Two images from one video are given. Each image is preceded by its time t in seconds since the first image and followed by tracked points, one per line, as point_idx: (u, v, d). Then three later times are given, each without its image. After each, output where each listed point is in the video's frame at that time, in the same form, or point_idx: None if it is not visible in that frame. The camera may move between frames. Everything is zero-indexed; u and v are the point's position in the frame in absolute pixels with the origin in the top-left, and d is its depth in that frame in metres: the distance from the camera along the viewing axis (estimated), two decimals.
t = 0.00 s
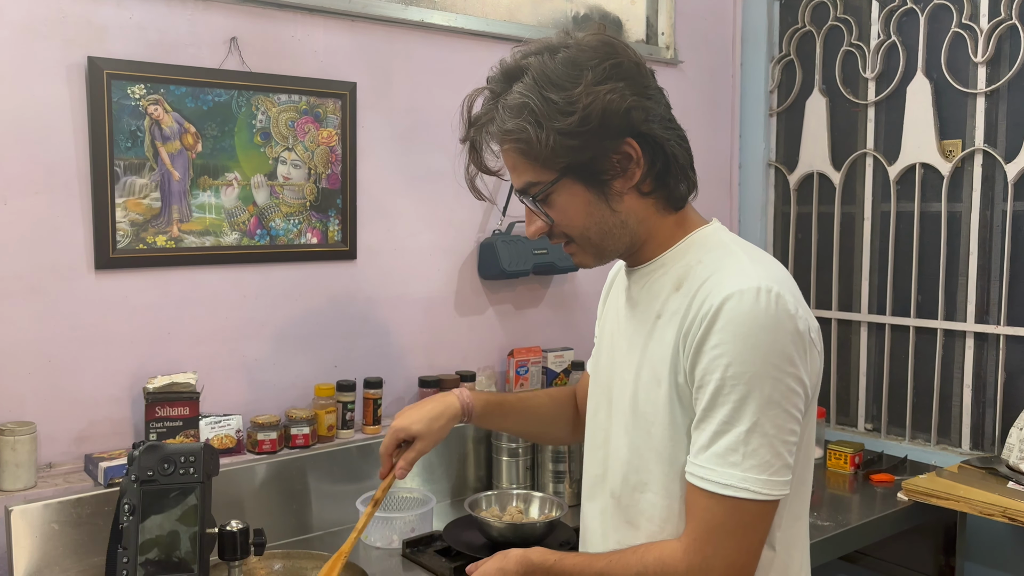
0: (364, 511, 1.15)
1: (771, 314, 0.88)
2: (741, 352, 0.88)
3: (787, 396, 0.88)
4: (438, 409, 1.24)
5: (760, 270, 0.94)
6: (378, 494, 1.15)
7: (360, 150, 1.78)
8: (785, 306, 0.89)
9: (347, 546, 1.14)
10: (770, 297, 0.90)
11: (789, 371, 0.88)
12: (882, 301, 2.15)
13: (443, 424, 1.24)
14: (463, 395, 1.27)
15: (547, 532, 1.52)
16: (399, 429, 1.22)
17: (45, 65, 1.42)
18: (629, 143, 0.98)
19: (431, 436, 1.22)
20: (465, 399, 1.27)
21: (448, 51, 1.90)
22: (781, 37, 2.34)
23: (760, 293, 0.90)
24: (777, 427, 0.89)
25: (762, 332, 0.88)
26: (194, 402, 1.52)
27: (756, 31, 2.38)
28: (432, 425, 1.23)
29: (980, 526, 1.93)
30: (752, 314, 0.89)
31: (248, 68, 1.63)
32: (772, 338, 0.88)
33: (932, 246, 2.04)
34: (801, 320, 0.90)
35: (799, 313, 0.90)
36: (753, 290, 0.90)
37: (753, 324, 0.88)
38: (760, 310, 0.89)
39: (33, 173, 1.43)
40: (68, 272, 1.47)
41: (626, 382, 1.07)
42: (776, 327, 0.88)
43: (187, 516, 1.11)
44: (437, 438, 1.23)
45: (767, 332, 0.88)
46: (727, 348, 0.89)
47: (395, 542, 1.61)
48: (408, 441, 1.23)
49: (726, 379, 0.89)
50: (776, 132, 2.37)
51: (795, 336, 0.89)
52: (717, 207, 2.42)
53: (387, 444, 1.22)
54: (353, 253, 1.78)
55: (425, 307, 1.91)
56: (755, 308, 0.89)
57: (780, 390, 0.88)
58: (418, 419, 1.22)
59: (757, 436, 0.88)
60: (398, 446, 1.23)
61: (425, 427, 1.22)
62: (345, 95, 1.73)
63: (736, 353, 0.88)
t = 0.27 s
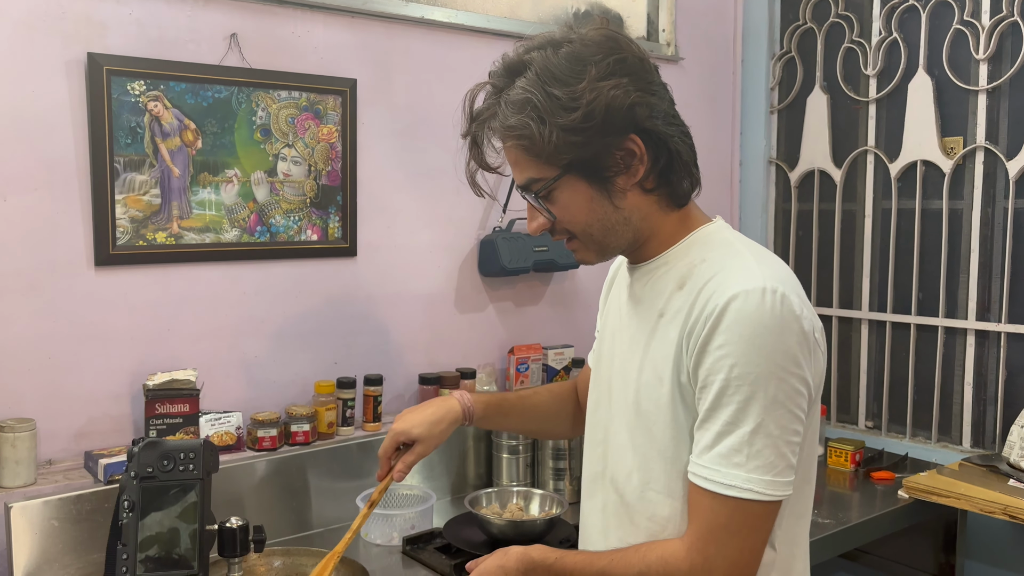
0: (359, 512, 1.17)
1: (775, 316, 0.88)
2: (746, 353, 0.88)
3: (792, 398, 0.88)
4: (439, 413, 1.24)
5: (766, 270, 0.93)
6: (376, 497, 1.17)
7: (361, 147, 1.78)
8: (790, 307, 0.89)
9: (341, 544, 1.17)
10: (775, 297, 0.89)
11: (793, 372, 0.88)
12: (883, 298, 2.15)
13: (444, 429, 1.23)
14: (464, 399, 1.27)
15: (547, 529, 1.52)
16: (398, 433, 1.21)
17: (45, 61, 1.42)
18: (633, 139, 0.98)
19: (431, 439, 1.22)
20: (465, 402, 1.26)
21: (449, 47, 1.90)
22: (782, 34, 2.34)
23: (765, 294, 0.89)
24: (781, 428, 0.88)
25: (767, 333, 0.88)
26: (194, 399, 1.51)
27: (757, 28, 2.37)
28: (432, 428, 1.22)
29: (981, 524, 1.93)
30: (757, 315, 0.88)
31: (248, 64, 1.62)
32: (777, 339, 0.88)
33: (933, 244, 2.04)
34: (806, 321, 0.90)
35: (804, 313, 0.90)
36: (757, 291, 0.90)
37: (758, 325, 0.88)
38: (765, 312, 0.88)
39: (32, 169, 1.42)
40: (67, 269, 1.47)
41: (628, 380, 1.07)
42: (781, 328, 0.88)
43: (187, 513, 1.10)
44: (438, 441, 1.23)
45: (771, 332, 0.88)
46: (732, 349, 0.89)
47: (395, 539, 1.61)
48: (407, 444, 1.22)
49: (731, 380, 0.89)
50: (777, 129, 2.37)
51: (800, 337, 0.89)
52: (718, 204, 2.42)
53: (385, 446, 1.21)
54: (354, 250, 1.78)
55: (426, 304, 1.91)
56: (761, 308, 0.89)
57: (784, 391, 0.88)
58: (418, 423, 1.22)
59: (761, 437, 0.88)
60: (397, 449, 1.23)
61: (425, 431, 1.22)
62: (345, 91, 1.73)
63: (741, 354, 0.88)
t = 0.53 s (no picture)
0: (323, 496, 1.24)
1: (777, 315, 0.88)
2: (747, 353, 0.87)
3: (793, 398, 0.88)
4: (425, 408, 1.27)
5: (769, 269, 0.93)
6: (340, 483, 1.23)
7: (362, 144, 1.78)
8: (792, 307, 0.89)
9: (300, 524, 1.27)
10: (778, 297, 0.89)
11: (794, 372, 0.88)
12: (885, 296, 2.14)
13: (427, 424, 1.26)
14: (453, 399, 1.28)
15: (548, 527, 1.52)
16: (380, 422, 1.25)
17: (45, 57, 1.42)
18: (637, 136, 0.98)
19: (410, 432, 1.25)
20: (453, 403, 1.28)
21: (450, 44, 1.90)
22: (785, 30, 2.33)
23: (767, 293, 0.89)
24: (783, 428, 0.88)
25: (768, 332, 0.87)
26: (195, 396, 1.52)
27: (759, 25, 2.37)
28: (414, 422, 1.25)
29: (982, 521, 1.92)
30: (759, 314, 0.88)
31: (249, 60, 1.62)
32: (778, 339, 0.87)
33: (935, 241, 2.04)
34: (808, 320, 0.90)
35: (807, 313, 0.90)
36: (760, 290, 0.89)
37: (760, 325, 0.87)
38: (766, 311, 0.88)
39: (33, 165, 1.42)
40: (68, 265, 1.47)
41: (631, 378, 1.07)
42: (783, 328, 0.87)
43: (188, 509, 1.10)
44: (419, 435, 1.25)
45: (773, 332, 0.87)
46: (733, 349, 0.88)
47: (396, 536, 1.61)
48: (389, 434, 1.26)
49: (731, 380, 0.88)
50: (779, 126, 2.37)
51: (801, 337, 0.88)
52: (719, 201, 2.42)
53: (365, 433, 1.26)
54: (355, 247, 1.78)
55: (427, 301, 1.90)
56: (762, 308, 0.88)
57: (785, 391, 0.88)
58: (401, 415, 1.25)
59: (761, 438, 0.87)
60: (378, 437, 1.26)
61: (408, 423, 1.25)
62: (346, 88, 1.72)
63: (742, 354, 0.88)
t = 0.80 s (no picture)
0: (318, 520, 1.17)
1: (784, 314, 0.87)
2: (753, 352, 0.87)
3: (799, 397, 0.88)
4: (409, 423, 1.25)
5: (776, 267, 0.93)
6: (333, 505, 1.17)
7: (363, 140, 1.77)
8: (799, 306, 0.88)
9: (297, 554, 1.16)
10: (785, 296, 0.89)
11: (801, 371, 0.87)
12: (887, 293, 2.14)
13: (412, 439, 1.24)
14: (434, 411, 1.28)
15: (549, 524, 1.52)
16: (368, 440, 1.22)
17: (45, 53, 1.41)
18: (642, 129, 0.97)
19: (399, 448, 1.22)
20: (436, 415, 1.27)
21: (451, 40, 1.89)
22: (787, 27, 2.32)
23: (775, 292, 0.89)
24: (787, 428, 0.88)
25: (775, 331, 0.87)
26: (195, 393, 1.52)
27: (761, 22, 2.36)
28: (401, 438, 1.23)
29: (984, 519, 1.92)
30: (766, 313, 0.88)
31: (250, 56, 1.62)
32: (785, 338, 0.87)
33: (937, 238, 2.03)
34: (814, 319, 0.89)
35: (814, 312, 0.89)
36: (767, 288, 0.89)
37: (767, 323, 0.87)
38: (773, 310, 0.88)
39: (33, 161, 1.42)
40: (68, 261, 1.46)
41: (635, 376, 1.07)
42: (790, 327, 0.87)
43: (188, 506, 1.10)
44: (407, 451, 1.23)
45: (780, 331, 0.87)
46: (739, 347, 0.88)
47: (398, 533, 1.61)
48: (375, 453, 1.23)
49: (737, 379, 0.88)
50: (781, 123, 2.36)
51: (808, 336, 0.88)
52: (721, 199, 2.41)
53: (351, 455, 1.21)
54: (356, 243, 1.77)
55: (428, 298, 1.90)
56: (769, 307, 0.88)
57: (791, 390, 0.87)
58: (389, 431, 1.23)
59: (766, 436, 0.87)
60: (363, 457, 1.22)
61: (395, 439, 1.23)
62: (347, 84, 1.72)
63: (748, 353, 0.87)
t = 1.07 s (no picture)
0: (336, 514, 1.11)
1: (791, 315, 0.87)
2: (759, 352, 0.87)
3: (804, 397, 0.87)
4: (414, 408, 1.24)
5: (782, 267, 0.92)
6: (350, 497, 1.13)
7: (365, 137, 1.77)
8: (806, 306, 0.88)
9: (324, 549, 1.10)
10: (791, 296, 0.88)
11: (806, 372, 0.87)
12: (889, 291, 2.13)
13: (420, 424, 1.23)
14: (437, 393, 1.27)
15: (551, 521, 1.52)
16: (378, 431, 1.19)
17: (46, 49, 1.41)
18: (645, 123, 0.97)
19: (411, 435, 1.21)
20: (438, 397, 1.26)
21: (453, 37, 1.89)
22: (789, 24, 2.32)
23: (781, 292, 0.88)
24: (793, 428, 0.87)
25: (781, 332, 0.87)
26: (196, 390, 1.52)
27: (763, 19, 2.35)
28: (411, 424, 1.22)
29: (986, 517, 1.92)
30: (772, 313, 0.87)
31: (251, 52, 1.61)
32: (792, 338, 0.87)
33: (939, 236, 2.03)
34: (821, 319, 0.89)
35: (820, 312, 0.89)
36: (773, 288, 0.89)
37: (773, 324, 0.87)
38: (780, 311, 0.87)
39: (33, 157, 1.41)
40: (69, 258, 1.46)
41: (638, 375, 1.06)
42: (796, 328, 0.87)
43: (189, 504, 1.10)
44: (417, 434, 1.23)
45: (787, 332, 0.87)
46: (745, 347, 0.88)
47: (399, 531, 1.60)
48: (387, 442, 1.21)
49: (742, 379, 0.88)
50: (783, 121, 2.36)
51: (814, 336, 0.88)
52: (722, 196, 2.41)
53: (365, 446, 1.18)
54: (357, 240, 1.77)
55: (429, 295, 1.90)
56: (775, 307, 0.87)
57: (797, 391, 0.87)
58: (398, 419, 1.21)
59: (772, 437, 0.87)
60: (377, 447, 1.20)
61: (405, 427, 1.21)
62: (348, 80, 1.72)
63: (753, 353, 0.87)
